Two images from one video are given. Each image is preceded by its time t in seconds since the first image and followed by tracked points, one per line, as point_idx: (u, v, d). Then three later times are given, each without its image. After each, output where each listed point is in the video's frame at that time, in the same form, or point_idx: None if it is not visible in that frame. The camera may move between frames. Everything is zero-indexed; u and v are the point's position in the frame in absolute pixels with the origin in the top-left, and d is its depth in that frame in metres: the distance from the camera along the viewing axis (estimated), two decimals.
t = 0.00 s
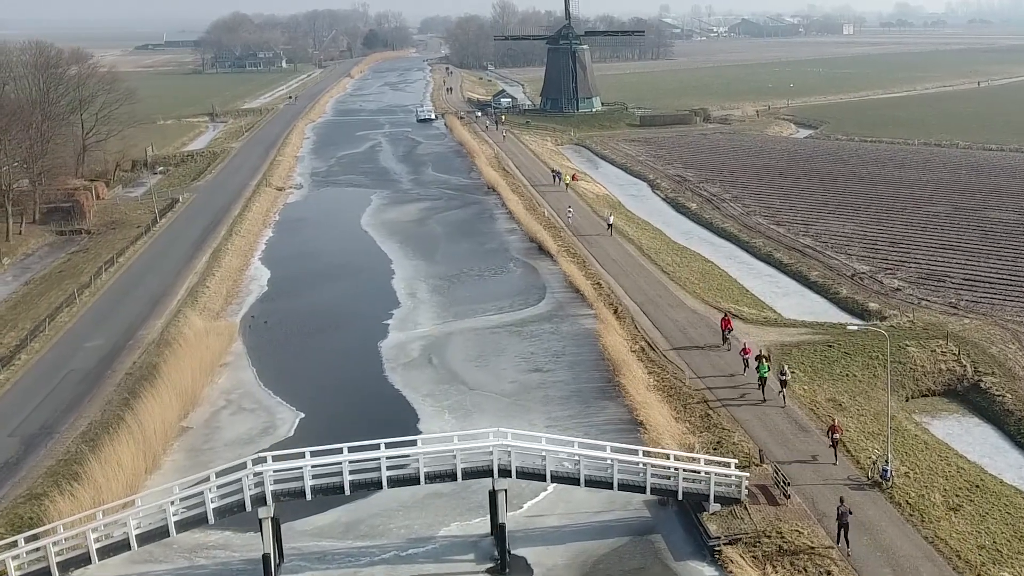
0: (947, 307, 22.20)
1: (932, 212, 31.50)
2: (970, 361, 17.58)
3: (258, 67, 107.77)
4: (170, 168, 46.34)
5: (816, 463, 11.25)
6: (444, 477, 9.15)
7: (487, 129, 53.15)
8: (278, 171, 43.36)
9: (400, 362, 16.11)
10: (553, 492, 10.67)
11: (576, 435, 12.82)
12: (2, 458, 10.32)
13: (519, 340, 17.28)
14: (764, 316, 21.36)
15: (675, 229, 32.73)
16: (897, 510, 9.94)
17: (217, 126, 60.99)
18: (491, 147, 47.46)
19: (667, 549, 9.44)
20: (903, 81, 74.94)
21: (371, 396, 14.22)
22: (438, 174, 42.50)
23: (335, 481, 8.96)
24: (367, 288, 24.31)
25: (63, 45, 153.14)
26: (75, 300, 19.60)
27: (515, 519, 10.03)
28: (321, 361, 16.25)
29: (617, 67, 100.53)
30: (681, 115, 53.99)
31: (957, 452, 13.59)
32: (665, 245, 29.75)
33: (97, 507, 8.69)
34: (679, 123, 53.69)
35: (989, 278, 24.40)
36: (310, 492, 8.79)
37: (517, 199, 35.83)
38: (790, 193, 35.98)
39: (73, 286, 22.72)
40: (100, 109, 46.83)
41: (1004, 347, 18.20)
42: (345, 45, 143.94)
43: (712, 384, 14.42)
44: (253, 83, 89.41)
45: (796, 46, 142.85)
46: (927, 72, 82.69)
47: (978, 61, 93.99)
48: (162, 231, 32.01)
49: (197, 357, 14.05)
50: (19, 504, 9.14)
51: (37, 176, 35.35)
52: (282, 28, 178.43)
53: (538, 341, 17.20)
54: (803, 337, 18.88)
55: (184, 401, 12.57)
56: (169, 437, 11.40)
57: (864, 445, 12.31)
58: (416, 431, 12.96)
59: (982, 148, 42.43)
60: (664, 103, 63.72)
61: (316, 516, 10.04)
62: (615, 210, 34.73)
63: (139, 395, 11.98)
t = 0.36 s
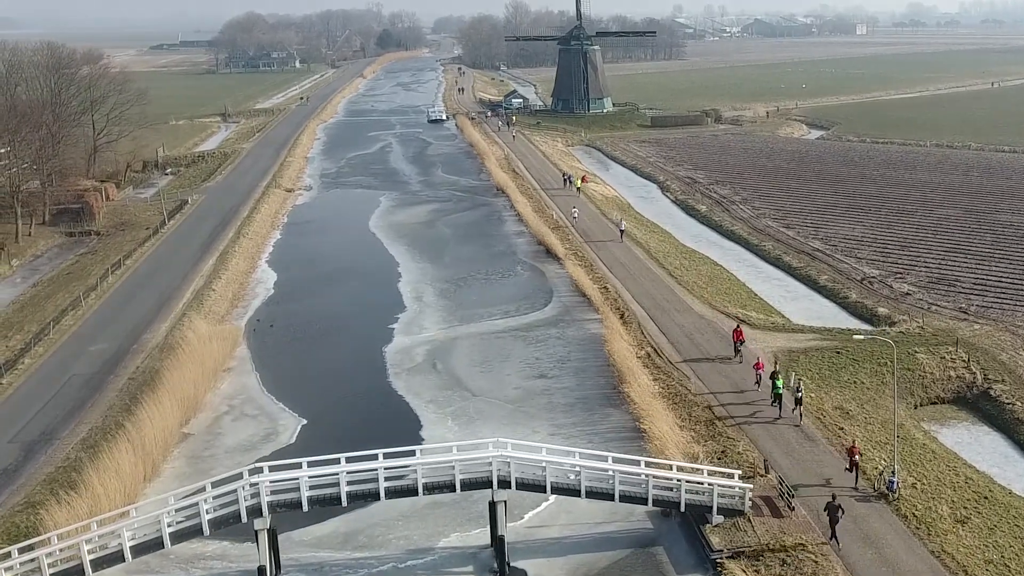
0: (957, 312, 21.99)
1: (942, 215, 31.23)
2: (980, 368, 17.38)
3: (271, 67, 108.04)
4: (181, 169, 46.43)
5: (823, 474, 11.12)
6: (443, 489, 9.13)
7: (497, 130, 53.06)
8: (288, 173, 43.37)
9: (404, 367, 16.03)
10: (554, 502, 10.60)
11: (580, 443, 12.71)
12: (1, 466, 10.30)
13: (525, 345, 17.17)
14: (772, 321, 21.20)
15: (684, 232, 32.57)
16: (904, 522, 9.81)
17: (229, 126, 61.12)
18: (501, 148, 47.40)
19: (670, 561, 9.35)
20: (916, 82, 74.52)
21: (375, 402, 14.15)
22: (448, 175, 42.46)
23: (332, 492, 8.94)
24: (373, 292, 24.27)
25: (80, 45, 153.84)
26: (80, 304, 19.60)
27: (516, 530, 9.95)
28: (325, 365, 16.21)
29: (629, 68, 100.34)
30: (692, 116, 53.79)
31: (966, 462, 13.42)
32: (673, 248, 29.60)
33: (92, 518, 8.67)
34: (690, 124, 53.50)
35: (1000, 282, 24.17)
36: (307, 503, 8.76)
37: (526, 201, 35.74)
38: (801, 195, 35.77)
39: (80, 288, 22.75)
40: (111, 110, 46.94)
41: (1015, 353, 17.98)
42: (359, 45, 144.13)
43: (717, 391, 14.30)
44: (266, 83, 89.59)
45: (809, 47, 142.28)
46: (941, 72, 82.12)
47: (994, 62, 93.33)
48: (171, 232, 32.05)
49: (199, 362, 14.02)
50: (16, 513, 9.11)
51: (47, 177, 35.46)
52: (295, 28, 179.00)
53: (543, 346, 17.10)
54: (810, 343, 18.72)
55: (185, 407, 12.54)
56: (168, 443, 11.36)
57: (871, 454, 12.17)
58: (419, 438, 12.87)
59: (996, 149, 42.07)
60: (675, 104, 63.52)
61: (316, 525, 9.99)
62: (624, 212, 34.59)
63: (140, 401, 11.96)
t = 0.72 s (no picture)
0: (966, 317, 21.79)
1: (953, 218, 30.97)
2: (989, 375, 17.18)
3: (284, 67, 108.33)
4: (191, 169, 46.54)
5: (827, 485, 10.98)
6: (440, 500, 9.17)
7: (507, 131, 52.99)
8: (296, 174, 43.39)
9: (407, 372, 15.97)
10: (554, 512, 10.57)
11: (583, 452, 12.60)
12: None
13: (529, 351, 17.06)
14: (778, 326, 21.05)
15: (692, 235, 32.42)
16: (909, 534, 9.70)
17: (239, 127, 61.21)
18: (510, 149, 47.34)
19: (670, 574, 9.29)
20: (928, 82, 74.03)
21: (377, 407, 14.10)
22: (456, 177, 42.42)
23: (328, 503, 9.03)
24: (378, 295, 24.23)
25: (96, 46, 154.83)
26: (85, 307, 19.60)
27: (515, 541, 9.93)
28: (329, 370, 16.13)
29: (640, 68, 100.16)
30: (702, 117, 53.61)
31: (974, 473, 13.26)
32: (681, 250, 29.45)
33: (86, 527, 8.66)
34: (700, 125, 53.29)
35: (1010, 287, 23.94)
36: (301, 514, 8.85)
37: (534, 203, 35.65)
38: (810, 197, 35.57)
39: (86, 291, 22.82)
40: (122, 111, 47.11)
41: None
42: (371, 45, 144.34)
43: (722, 399, 14.15)
44: (278, 83, 89.81)
45: (821, 47, 141.73)
46: (955, 73, 81.57)
47: (1008, 62, 92.64)
48: (179, 234, 32.07)
49: (201, 367, 13.99)
50: (11, 521, 9.07)
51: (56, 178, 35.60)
52: (308, 28, 179.37)
53: (547, 351, 17.01)
54: (817, 349, 18.57)
55: (185, 413, 12.53)
56: (167, 451, 11.35)
57: (876, 464, 12.04)
58: (421, 445, 12.78)
59: (1009, 151, 41.70)
60: (686, 105, 63.34)
61: (314, 535, 9.97)
62: (632, 214, 34.47)
63: (140, 406, 11.93)
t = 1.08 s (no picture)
0: (973, 322, 21.59)
1: (961, 221, 30.74)
2: (996, 382, 16.99)
3: (294, 68, 108.63)
4: (198, 170, 46.59)
5: (830, 495, 10.86)
6: (435, 511, 9.22)
7: (515, 132, 52.90)
8: (303, 176, 43.41)
9: (407, 378, 15.87)
10: (552, 524, 10.53)
11: (583, 460, 12.49)
12: None
13: (531, 356, 16.97)
14: (784, 332, 20.88)
15: (699, 238, 32.26)
16: (912, 548, 9.57)
17: (248, 127, 61.31)
18: (517, 151, 47.27)
19: None
20: (938, 83, 73.68)
21: (377, 413, 14.02)
22: (463, 179, 42.36)
23: (321, 514, 9.10)
24: (381, 299, 24.17)
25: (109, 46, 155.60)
26: (87, 311, 19.61)
27: (512, 552, 9.89)
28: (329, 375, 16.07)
29: (650, 68, 100.09)
30: (711, 118, 53.43)
31: (979, 483, 13.10)
32: (686, 254, 29.32)
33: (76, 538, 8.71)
34: (708, 127, 53.12)
35: (1018, 291, 23.74)
36: (293, 526, 8.95)
37: (540, 205, 35.56)
38: (818, 200, 35.38)
39: (89, 293, 22.85)
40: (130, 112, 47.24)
41: None
42: (382, 45, 144.50)
43: (725, 406, 14.03)
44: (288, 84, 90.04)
45: (831, 48, 141.44)
46: (967, 73, 81.16)
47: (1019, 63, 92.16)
48: (184, 236, 32.10)
49: (200, 372, 13.95)
50: (4, 530, 9.04)
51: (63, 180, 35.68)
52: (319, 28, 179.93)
53: (550, 357, 16.91)
54: (822, 355, 18.41)
55: (182, 420, 12.51)
56: (162, 458, 11.33)
57: (880, 474, 11.90)
58: (419, 453, 12.70)
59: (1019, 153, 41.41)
60: (695, 106, 63.24)
61: (309, 545, 9.93)
62: (638, 217, 34.34)
63: (139, 412, 11.89)
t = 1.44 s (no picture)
0: (979, 328, 21.40)
1: (969, 224, 30.51)
2: (1002, 389, 16.81)
3: (303, 69, 109.02)
4: (205, 172, 46.63)
5: (831, 506, 10.77)
6: (429, 523, 9.31)
7: (522, 134, 52.79)
8: (308, 178, 43.40)
9: (407, 384, 15.79)
10: (549, 536, 10.51)
11: (582, 468, 12.38)
12: None
13: (532, 362, 16.86)
14: (788, 337, 20.73)
15: (704, 241, 32.12)
16: (914, 560, 9.47)
17: (256, 128, 61.36)
18: (523, 152, 47.19)
19: None
20: (947, 84, 73.35)
21: (376, 420, 13.98)
22: (468, 181, 42.32)
23: (313, 527, 9.18)
24: (383, 303, 24.10)
25: (120, 47, 156.44)
26: (88, 314, 19.59)
27: (509, 564, 9.88)
28: (329, 380, 16.00)
29: (658, 69, 99.95)
30: (718, 119, 53.25)
31: (984, 493, 12.95)
32: (691, 257, 29.18)
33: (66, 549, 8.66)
34: (715, 128, 52.94)
35: None
36: (284, 538, 9.05)
37: (544, 208, 35.45)
38: (824, 202, 35.21)
39: (91, 296, 22.86)
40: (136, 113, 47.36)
41: None
42: (391, 46, 144.76)
43: (727, 414, 13.92)
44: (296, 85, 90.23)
45: (840, 49, 141.17)
46: (976, 74, 80.79)
47: None
48: (188, 239, 32.07)
49: (198, 377, 13.89)
50: None
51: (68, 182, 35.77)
52: (329, 29, 180.62)
53: (551, 362, 16.81)
54: (826, 362, 18.25)
55: (178, 426, 12.44)
56: (157, 465, 11.27)
57: (883, 484, 11.76)
58: (417, 461, 12.61)
59: None
60: (703, 107, 63.13)
61: (305, 556, 9.93)
62: (644, 220, 34.21)
63: (135, 418, 11.84)
